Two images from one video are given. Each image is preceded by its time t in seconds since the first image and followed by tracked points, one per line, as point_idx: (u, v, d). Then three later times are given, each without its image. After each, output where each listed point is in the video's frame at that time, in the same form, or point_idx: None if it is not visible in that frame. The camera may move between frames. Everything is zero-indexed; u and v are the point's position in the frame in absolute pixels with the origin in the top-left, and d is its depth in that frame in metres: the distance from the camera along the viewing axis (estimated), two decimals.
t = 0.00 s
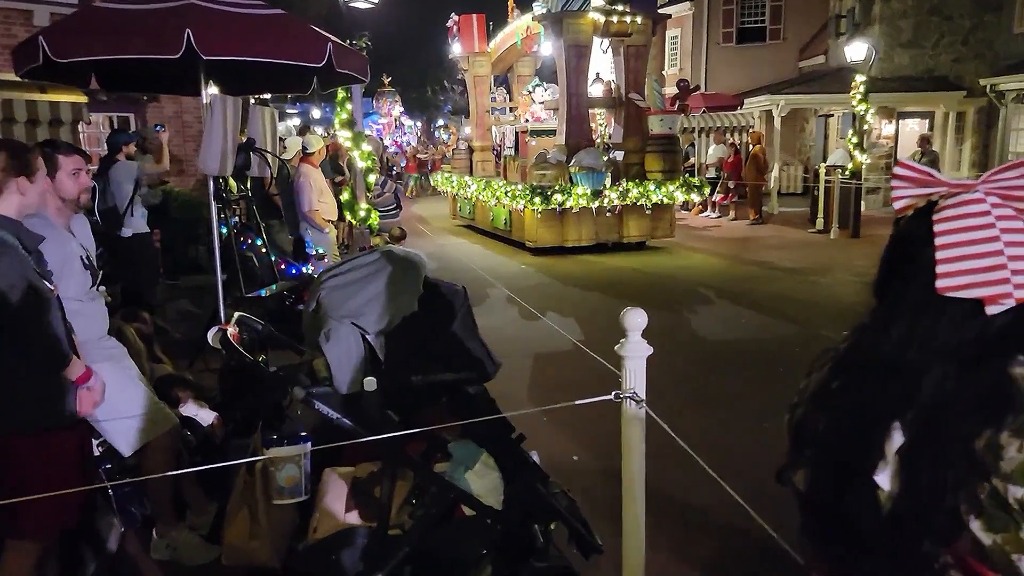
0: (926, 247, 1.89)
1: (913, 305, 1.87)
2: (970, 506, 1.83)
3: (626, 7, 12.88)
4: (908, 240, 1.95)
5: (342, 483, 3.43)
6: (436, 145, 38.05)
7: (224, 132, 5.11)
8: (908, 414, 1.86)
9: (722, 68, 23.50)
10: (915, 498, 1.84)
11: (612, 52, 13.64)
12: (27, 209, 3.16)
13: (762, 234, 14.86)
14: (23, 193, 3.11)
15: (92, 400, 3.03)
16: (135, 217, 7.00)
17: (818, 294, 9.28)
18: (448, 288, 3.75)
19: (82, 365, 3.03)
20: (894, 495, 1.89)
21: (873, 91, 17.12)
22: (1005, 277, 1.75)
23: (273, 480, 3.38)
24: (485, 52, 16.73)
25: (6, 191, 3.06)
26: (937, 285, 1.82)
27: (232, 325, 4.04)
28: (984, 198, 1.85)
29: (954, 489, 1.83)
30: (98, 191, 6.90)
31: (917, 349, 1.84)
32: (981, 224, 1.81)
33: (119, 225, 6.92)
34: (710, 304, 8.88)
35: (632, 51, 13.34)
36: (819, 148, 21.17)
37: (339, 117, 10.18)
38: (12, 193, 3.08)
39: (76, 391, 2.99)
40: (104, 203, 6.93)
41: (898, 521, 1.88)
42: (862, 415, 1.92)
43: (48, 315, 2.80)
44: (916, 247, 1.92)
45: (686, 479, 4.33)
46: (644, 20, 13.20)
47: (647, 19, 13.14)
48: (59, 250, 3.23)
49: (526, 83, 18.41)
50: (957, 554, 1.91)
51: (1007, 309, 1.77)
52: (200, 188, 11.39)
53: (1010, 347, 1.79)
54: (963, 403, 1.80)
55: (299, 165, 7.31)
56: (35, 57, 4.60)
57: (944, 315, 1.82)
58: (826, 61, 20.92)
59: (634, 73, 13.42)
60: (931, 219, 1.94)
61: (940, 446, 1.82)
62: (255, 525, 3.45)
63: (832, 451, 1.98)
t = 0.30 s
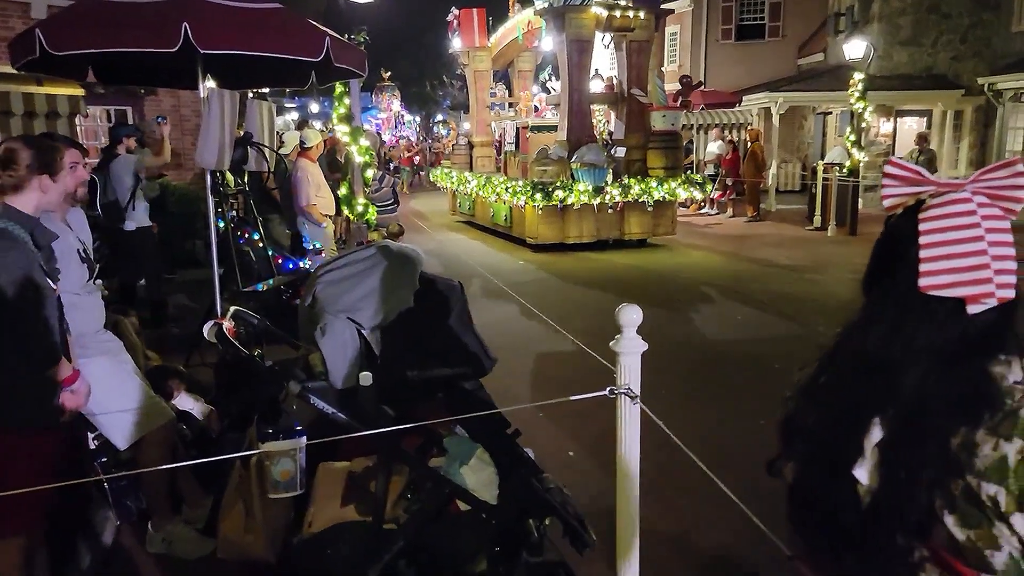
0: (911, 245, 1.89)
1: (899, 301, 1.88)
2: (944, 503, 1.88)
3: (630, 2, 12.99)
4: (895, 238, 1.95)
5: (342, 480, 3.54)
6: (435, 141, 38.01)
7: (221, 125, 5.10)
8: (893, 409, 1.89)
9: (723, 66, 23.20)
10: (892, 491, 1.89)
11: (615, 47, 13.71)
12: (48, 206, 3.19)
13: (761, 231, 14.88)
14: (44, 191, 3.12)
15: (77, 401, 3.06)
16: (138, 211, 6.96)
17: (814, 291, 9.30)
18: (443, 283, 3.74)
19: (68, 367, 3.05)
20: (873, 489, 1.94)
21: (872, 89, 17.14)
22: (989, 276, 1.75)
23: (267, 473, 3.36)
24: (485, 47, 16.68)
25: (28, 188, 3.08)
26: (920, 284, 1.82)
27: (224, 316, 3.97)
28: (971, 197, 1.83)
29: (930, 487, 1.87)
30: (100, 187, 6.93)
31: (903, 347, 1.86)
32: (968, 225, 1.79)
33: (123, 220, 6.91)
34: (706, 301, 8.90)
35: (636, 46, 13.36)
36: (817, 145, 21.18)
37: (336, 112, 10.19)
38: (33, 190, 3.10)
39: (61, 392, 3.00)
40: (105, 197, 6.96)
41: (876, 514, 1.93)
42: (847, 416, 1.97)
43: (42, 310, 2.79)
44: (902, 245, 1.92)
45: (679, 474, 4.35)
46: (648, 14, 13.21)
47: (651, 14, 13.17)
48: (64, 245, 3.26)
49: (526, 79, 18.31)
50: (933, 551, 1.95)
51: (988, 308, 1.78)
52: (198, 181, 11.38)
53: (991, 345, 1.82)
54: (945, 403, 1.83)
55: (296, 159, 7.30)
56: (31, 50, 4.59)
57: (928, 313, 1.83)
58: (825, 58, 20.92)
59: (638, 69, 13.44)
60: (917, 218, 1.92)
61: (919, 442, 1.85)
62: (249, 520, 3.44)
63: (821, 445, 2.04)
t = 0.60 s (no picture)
0: (899, 242, 1.90)
1: (888, 299, 1.88)
2: (942, 499, 1.89)
3: None
4: (883, 237, 1.96)
5: (337, 476, 3.48)
6: (432, 139, 37.96)
7: (217, 125, 5.10)
8: (887, 408, 1.89)
9: (719, 63, 23.14)
10: (892, 490, 1.89)
11: (617, 44, 13.73)
12: (37, 207, 3.18)
13: (758, 229, 14.89)
14: (33, 191, 3.12)
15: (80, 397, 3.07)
16: (145, 211, 7.12)
17: (810, 289, 9.33)
18: (439, 282, 3.73)
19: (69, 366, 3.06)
20: (873, 489, 1.93)
21: (868, 86, 17.17)
22: (977, 272, 1.76)
23: (265, 473, 3.37)
24: (484, 44, 16.75)
25: (17, 188, 3.07)
26: (910, 281, 1.83)
27: (222, 316, 4.00)
28: (956, 195, 1.84)
29: (927, 484, 1.88)
30: (110, 188, 6.88)
31: (895, 346, 1.85)
32: (955, 221, 1.80)
33: (132, 220, 7.03)
34: (704, 300, 8.91)
35: (638, 43, 13.34)
36: (814, 142, 21.19)
37: (333, 111, 10.19)
38: (21, 190, 3.09)
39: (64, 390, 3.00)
40: (118, 198, 6.92)
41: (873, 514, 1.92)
42: (840, 418, 1.95)
43: (39, 309, 2.81)
44: (889, 242, 1.93)
45: (676, 472, 4.37)
46: (647, 12, 13.04)
47: (651, 10, 13.02)
48: (58, 244, 3.26)
49: (525, 76, 18.18)
50: (930, 547, 1.96)
51: (976, 305, 1.79)
52: (195, 181, 11.37)
53: (981, 343, 1.84)
54: (938, 401, 1.84)
55: (294, 159, 7.31)
56: (27, 51, 4.58)
57: (915, 310, 1.84)
58: (822, 55, 20.94)
59: (639, 65, 13.48)
60: (904, 216, 1.93)
61: (915, 442, 1.86)
62: (248, 519, 3.46)
63: (813, 445, 2.01)
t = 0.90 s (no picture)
0: (894, 242, 1.91)
1: (885, 298, 1.89)
2: (947, 499, 1.88)
3: None
4: (878, 237, 1.96)
5: (332, 476, 3.43)
6: (431, 140, 37.93)
7: (215, 126, 5.10)
8: (888, 410, 1.88)
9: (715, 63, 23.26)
10: (895, 491, 1.88)
11: (617, 42, 13.76)
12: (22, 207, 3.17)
13: (756, 228, 14.89)
14: (17, 193, 3.11)
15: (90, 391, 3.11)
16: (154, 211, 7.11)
17: (808, 289, 9.34)
18: (437, 283, 3.73)
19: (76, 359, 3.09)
20: (876, 491, 1.91)
21: (866, 85, 17.19)
22: (972, 272, 1.78)
23: (263, 475, 3.35)
24: (484, 44, 16.77)
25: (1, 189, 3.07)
26: (907, 282, 1.85)
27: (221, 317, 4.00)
28: (951, 195, 1.85)
29: (931, 484, 1.87)
30: (117, 189, 6.89)
31: (893, 347, 1.85)
32: (949, 221, 1.82)
33: (139, 221, 7.04)
34: (702, 300, 8.91)
35: (638, 42, 13.43)
36: (812, 142, 21.21)
37: (331, 111, 10.17)
38: (6, 192, 3.08)
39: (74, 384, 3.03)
40: (125, 199, 6.93)
41: (875, 515, 1.91)
42: (840, 419, 1.92)
43: (38, 309, 2.82)
44: (883, 243, 1.94)
45: (675, 472, 4.36)
46: (649, 9, 13.24)
47: (652, 9, 13.19)
48: (49, 245, 3.25)
49: (525, 76, 18.09)
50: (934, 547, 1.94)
51: (972, 305, 1.80)
52: (192, 182, 11.36)
53: (978, 343, 1.84)
54: (939, 401, 1.84)
55: (292, 159, 7.30)
56: (24, 52, 4.58)
57: (913, 311, 1.84)
58: (819, 55, 20.96)
59: (639, 65, 13.52)
60: (900, 216, 1.94)
61: (918, 443, 1.86)
62: (246, 519, 3.46)
63: (811, 446, 1.98)
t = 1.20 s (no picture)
0: (900, 242, 1.90)
1: (888, 297, 1.89)
2: (950, 499, 1.89)
3: None
4: (884, 236, 1.97)
5: (332, 473, 3.44)
6: (430, 140, 37.90)
7: (215, 124, 5.09)
8: (892, 412, 1.88)
9: (714, 61, 23.25)
10: (897, 490, 1.89)
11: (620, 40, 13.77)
12: (20, 205, 3.18)
13: (755, 228, 14.91)
14: (16, 190, 3.14)
15: (91, 390, 3.06)
16: (155, 211, 7.12)
17: (806, 289, 9.36)
18: (437, 282, 3.73)
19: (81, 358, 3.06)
20: (879, 491, 1.91)
21: (865, 85, 17.20)
22: (978, 273, 1.77)
23: (263, 474, 3.35)
24: (484, 43, 16.72)
25: None
26: (912, 282, 1.84)
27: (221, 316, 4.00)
28: (957, 195, 1.85)
29: (935, 484, 1.87)
30: (120, 187, 6.86)
31: (896, 347, 1.86)
32: (954, 220, 1.81)
33: (141, 220, 7.05)
34: (702, 299, 8.93)
35: (641, 40, 13.48)
36: (811, 141, 21.21)
37: (329, 110, 10.13)
38: (5, 189, 3.11)
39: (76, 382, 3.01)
40: (128, 197, 6.93)
41: (877, 514, 1.91)
42: (842, 418, 1.93)
43: (41, 307, 2.81)
44: (889, 242, 1.95)
45: (674, 471, 4.37)
46: (653, 8, 13.30)
47: (657, 7, 13.22)
48: (49, 243, 3.25)
49: (527, 75, 18.13)
50: (936, 547, 1.95)
51: (977, 305, 1.80)
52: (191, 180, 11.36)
53: (981, 344, 1.84)
54: (941, 402, 1.84)
55: (290, 159, 7.28)
56: (24, 50, 4.57)
57: (915, 311, 1.84)
58: (819, 54, 20.98)
59: (643, 63, 13.54)
60: (905, 216, 1.94)
61: (921, 443, 1.86)
62: (246, 519, 3.46)
63: (814, 445, 1.99)
